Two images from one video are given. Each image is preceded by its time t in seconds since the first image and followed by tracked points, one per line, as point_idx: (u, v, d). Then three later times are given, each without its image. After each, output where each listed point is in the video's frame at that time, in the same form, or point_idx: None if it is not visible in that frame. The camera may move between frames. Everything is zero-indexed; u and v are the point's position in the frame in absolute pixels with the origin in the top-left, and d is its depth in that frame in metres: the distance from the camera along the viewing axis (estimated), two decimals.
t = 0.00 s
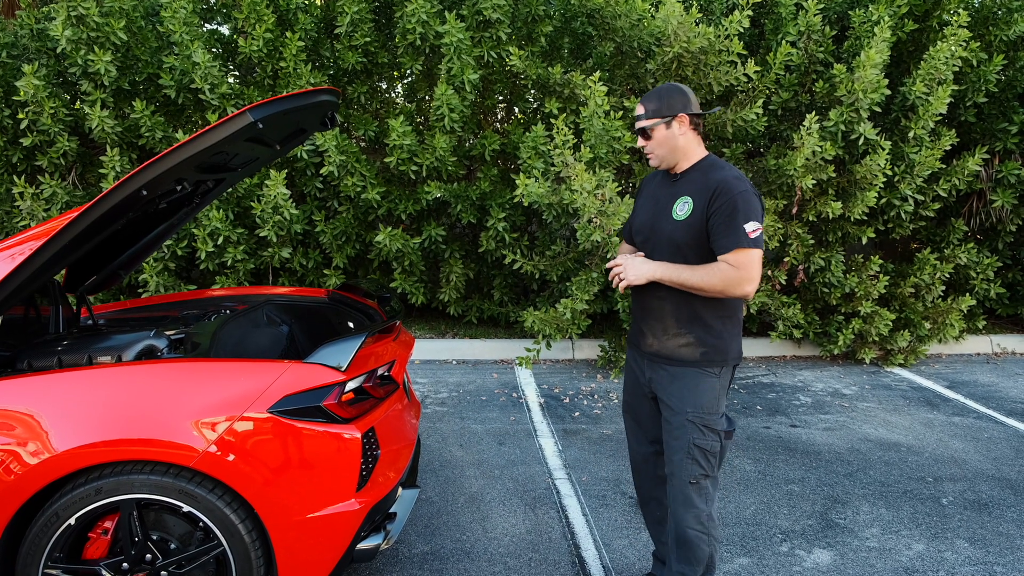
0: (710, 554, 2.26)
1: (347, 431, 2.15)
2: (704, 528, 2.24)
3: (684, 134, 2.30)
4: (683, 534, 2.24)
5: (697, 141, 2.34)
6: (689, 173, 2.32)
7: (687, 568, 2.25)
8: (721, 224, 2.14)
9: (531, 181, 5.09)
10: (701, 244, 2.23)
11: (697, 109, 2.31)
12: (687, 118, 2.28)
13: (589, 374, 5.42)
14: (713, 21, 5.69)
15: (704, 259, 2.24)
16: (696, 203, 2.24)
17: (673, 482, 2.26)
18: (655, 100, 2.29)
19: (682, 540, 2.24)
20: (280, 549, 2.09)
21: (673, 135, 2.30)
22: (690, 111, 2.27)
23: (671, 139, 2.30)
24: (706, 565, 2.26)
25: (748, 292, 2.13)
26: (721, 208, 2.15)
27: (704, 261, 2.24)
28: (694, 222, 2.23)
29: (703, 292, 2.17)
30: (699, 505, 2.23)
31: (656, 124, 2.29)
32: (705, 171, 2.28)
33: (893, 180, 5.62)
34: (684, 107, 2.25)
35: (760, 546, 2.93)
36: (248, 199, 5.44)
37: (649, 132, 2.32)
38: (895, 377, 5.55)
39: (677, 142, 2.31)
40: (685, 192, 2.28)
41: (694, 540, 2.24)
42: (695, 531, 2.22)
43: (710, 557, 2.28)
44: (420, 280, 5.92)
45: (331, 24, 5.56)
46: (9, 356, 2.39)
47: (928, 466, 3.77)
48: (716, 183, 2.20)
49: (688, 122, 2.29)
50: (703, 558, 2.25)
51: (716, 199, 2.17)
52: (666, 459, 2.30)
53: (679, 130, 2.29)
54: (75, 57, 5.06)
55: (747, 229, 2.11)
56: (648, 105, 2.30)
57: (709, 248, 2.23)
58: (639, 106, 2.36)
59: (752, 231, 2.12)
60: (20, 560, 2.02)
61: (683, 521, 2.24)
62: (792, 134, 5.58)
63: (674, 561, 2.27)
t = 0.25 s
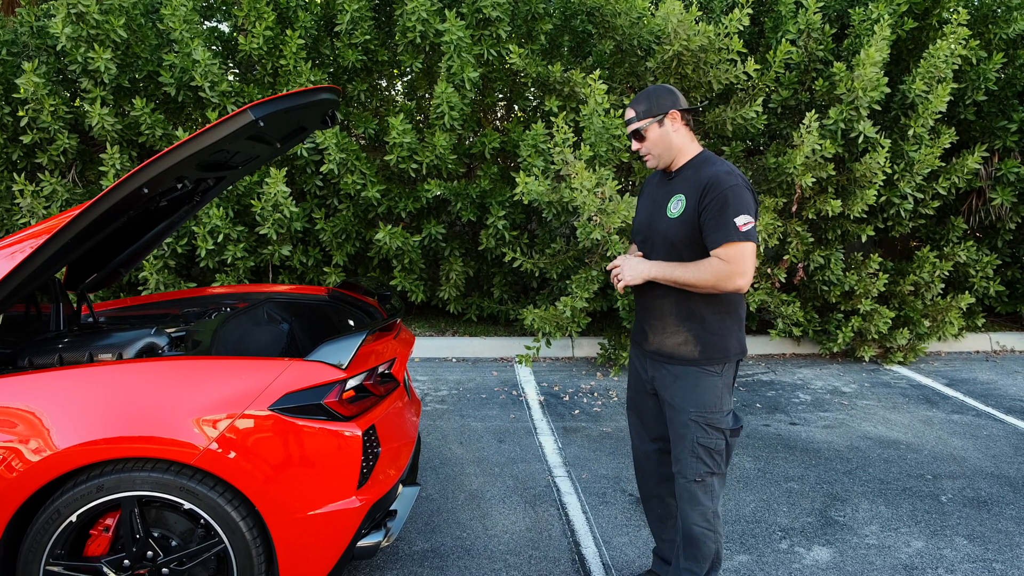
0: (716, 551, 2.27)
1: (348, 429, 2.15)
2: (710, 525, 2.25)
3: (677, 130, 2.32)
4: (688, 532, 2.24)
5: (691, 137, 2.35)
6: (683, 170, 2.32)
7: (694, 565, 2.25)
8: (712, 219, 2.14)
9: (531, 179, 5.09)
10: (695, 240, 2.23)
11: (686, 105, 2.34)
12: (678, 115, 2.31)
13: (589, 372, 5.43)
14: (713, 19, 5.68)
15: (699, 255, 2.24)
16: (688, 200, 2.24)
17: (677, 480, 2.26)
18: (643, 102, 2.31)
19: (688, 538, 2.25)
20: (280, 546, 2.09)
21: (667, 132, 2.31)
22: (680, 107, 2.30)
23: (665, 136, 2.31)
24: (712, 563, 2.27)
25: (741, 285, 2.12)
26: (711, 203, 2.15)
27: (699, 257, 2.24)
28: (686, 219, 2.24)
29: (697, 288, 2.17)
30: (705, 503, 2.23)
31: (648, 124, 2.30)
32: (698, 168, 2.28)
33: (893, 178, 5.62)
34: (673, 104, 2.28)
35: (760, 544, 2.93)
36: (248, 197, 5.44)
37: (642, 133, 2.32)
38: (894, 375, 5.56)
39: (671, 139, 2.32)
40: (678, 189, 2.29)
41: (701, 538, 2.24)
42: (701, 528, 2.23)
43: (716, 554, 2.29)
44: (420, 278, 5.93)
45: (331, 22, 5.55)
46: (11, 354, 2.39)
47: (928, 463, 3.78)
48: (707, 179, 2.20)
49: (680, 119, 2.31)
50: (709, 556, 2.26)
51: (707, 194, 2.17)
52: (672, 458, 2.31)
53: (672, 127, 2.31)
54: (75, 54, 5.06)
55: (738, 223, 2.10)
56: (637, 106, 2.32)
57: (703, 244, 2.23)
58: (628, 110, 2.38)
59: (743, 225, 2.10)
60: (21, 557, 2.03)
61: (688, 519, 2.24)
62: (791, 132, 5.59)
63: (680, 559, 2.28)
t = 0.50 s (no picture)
0: (716, 549, 2.27)
1: (347, 427, 2.15)
2: (710, 523, 2.25)
3: (669, 130, 2.31)
4: (688, 531, 2.24)
5: (684, 136, 2.34)
6: (679, 168, 2.32)
7: (694, 563, 2.25)
8: (710, 216, 2.14)
9: (530, 178, 5.09)
10: (693, 237, 2.23)
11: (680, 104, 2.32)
12: (670, 114, 2.29)
13: (588, 370, 5.43)
14: (712, 17, 5.67)
15: (698, 252, 2.24)
16: (685, 197, 2.24)
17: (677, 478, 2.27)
18: (636, 100, 2.31)
19: (688, 537, 2.25)
20: (279, 544, 2.09)
21: (658, 131, 2.31)
22: (672, 106, 2.28)
23: (657, 135, 2.31)
24: (712, 561, 2.27)
25: (741, 281, 2.12)
26: (708, 199, 2.15)
27: (698, 254, 2.24)
28: (684, 217, 2.24)
29: (697, 286, 2.16)
30: (705, 501, 2.23)
31: (639, 123, 2.31)
32: (694, 165, 2.28)
33: (892, 176, 5.62)
34: (664, 103, 2.27)
35: (759, 541, 2.93)
36: (247, 195, 5.44)
37: (633, 131, 2.33)
38: (893, 373, 5.56)
39: (663, 139, 2.32)
40: (675, 187, 2.29)
41: (701, 537, 2.24)
42: (701, 527, 2.23)
43: (716, 553, 2.29)
44: (419, 276, 5.93)
45: (330, 20, 5.54)
46: (10, 352, 2.39)
47: (927, 461, 3.78)
48: (703, 175, 2.20)
49: (671, 117, 2.30)
50: (709, 554, 2.26)
51: (704, 191, 2.17)
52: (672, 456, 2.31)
53: (663, 126, 2.30)
54: (74, 52, 5.05)
55: (735, 218, 2.10)
56: (629, 105, 2.32)
57: (701, 241, 2.22)
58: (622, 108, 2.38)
59: (741, 220, 2.10)
60: (20, 555, 2.02)
61: (689, 517, 2.24)
62: (790, 130, 5.59)
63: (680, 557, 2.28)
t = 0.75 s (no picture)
0: (714, 547, 2.27)
1: (346, 426, 2.15)
2: (708, 521, 2.25)
3: (668, 126, 2.31)
4: (687, 529, 2.25)
5: (682, 134, 2.35)
6: (677, 166, 2.32)
7: (693, 561, 2.26)
8: (711, 213, 2.13)
9: (529, 176, 5.09)
10: (693, 235, 2.23)
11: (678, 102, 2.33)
12: (669, 110, 2.30)
13: (587, 369, 5.43)
14: (711, 15, 5.66)
15: (698, 250, 2.23)
16: (684, 195, 2.23)
17: (676, 477, 2.27)
18: (635, 96, 2.32)
19: (687, 535, 2.25)
20: (278, 543, 2.09)
21: (657, 127, 2.31)
22: (671, 102, 2.30)
23: (655, 132, 2.31)
24: (710, 559, 2.27)
25: (743, 278, 2.12)
26: (709, 197, 2.15)
27: (698, 252, 2.24)
28: (684, 215, 2.23)
29: (698, 284, 2.16)
30: (703, 499, 2.23)
31: (638, 118, 2.31)
32: (692, 163, 2.27)
33: (891, 174, 5.62)
34: (664, 99, 2.28)
35: (758, 540, 2.94)
36: (246, 193, 5.43)
37: (633, 127, 2.34)
38: (892, 371, 5.57)
39: (662, 135, 2.32)
40: (674, 185, 2.28)
41: (699, 535, 2.25)
42: (700, 525, 2.23)
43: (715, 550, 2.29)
44: (418, 274, 5.93)
45: (329, 18, 5.53)
46: (8, 350, 2.39)
47: (926, 459, 3.78)
48: (702, 173, 2.20)
49: (670, 114, 2.31)
50: (708, 552, 2.26)
51: (704, 188, 2.17)
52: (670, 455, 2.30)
53: (662, 122, 2.31)
54: (72, 51, 5.04)
55: (736, 216, 2.10)
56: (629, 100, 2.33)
57: (701, 239, 2.22)
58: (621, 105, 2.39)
59: (742, 217, 2.10)
60: (19, 554, 2.02)
61: (687, 515, 2.25)
62: (789, 128, 5.59)
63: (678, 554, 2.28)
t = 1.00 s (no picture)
0: (713, 545, 2.27)
1: (345, 425, 2.15)
2: (707, 520, 2.25)
3: (664, 127, 2.31)
4: (685, 527, 2.25)
5: (679, 134, 2.35)
6: (676, 165, 2.31)
7: (691, 560, 2.26)
8: (711, 213, 2.13)
9: (528, 175, 5.08)
10: (692, 234, 2.23)
11: (671, 101, 2.33)
12: (662, 112, 2.30)
13: (586, 368, 5.43)
14: (710, 14, 5.66)
15: (697, 249, 2.23)
16: (683, 195, 2.23)
17: (674, 475, 2.26)
18: (628, 100, 2.32)
19: (685, 533, 2.25)
20: (276, 542, 2.09)
21: (652, 130, 2.30)
22: (663, 104, 2.29)
23: (651, 134, 2.31)
24: (709, 558, 2.27)
25: (743, 277, 2.12)
26: (709, 196, 2.15)
27: (697, 251, 2.23)
28: (683, 214, 2.23)
29: (698, 283, 2.16)
30: (702, 498, 2.24)
31: (633, 124, 2.30)
32: (690, 162, 2.27)
33: (890, 173, 5.62)
34: (656, 102, 2.27)
35: (757, 539, 2.94)
36: (245, 192, 5.42)
37: (629, 132, 2.33)
38: (891, 370, 5.57)
39: (657, 137, 2.31)
40: (673, 184, 2.28)
41: (698, 533, 2.25)
42: (698, 524, 2.23)
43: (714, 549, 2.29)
44: (417, 274, 5.93)
45: (328, 17, 5.53)
46: (7, 349, 2.38)
47: (925, 458, 3.79)
48: (701, 173, 2.20)
49: (664, 115, 2.30)
50: (707, 551, 2.26)
51: (704, 188, 2.17)
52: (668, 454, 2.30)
53: (657, 124, 2.30)
54: (71, 50, 5.03)
55: (737, 215, 2.10)
56: (622, 106, 2.32)
57: (700, 238, 2.22)
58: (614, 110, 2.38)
59: (742, 217, 2.10)
60: (17, 553, 2.02)
61: (686, 513, 2.25)
62: (789, 127, 5.59)
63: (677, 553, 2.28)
